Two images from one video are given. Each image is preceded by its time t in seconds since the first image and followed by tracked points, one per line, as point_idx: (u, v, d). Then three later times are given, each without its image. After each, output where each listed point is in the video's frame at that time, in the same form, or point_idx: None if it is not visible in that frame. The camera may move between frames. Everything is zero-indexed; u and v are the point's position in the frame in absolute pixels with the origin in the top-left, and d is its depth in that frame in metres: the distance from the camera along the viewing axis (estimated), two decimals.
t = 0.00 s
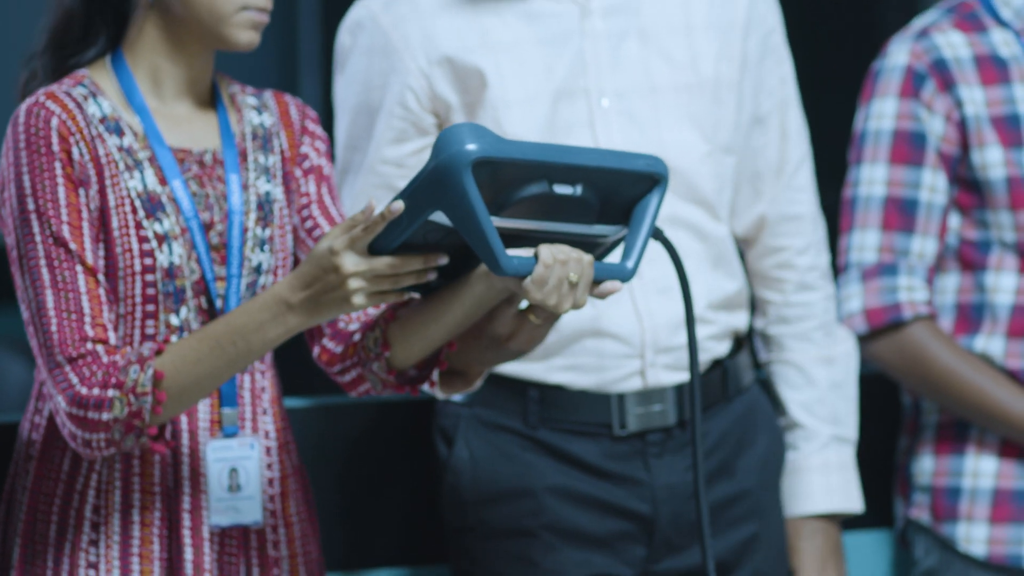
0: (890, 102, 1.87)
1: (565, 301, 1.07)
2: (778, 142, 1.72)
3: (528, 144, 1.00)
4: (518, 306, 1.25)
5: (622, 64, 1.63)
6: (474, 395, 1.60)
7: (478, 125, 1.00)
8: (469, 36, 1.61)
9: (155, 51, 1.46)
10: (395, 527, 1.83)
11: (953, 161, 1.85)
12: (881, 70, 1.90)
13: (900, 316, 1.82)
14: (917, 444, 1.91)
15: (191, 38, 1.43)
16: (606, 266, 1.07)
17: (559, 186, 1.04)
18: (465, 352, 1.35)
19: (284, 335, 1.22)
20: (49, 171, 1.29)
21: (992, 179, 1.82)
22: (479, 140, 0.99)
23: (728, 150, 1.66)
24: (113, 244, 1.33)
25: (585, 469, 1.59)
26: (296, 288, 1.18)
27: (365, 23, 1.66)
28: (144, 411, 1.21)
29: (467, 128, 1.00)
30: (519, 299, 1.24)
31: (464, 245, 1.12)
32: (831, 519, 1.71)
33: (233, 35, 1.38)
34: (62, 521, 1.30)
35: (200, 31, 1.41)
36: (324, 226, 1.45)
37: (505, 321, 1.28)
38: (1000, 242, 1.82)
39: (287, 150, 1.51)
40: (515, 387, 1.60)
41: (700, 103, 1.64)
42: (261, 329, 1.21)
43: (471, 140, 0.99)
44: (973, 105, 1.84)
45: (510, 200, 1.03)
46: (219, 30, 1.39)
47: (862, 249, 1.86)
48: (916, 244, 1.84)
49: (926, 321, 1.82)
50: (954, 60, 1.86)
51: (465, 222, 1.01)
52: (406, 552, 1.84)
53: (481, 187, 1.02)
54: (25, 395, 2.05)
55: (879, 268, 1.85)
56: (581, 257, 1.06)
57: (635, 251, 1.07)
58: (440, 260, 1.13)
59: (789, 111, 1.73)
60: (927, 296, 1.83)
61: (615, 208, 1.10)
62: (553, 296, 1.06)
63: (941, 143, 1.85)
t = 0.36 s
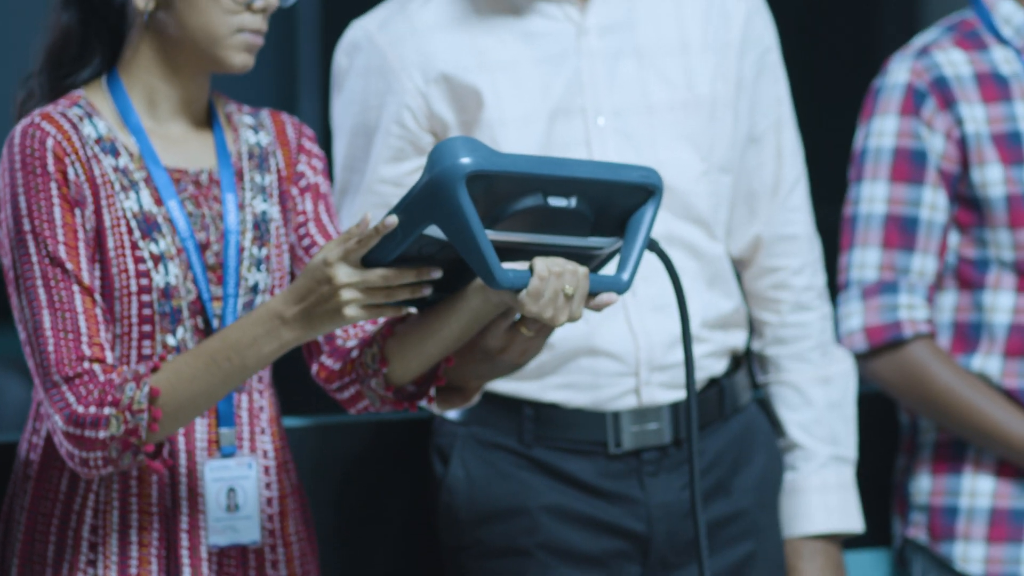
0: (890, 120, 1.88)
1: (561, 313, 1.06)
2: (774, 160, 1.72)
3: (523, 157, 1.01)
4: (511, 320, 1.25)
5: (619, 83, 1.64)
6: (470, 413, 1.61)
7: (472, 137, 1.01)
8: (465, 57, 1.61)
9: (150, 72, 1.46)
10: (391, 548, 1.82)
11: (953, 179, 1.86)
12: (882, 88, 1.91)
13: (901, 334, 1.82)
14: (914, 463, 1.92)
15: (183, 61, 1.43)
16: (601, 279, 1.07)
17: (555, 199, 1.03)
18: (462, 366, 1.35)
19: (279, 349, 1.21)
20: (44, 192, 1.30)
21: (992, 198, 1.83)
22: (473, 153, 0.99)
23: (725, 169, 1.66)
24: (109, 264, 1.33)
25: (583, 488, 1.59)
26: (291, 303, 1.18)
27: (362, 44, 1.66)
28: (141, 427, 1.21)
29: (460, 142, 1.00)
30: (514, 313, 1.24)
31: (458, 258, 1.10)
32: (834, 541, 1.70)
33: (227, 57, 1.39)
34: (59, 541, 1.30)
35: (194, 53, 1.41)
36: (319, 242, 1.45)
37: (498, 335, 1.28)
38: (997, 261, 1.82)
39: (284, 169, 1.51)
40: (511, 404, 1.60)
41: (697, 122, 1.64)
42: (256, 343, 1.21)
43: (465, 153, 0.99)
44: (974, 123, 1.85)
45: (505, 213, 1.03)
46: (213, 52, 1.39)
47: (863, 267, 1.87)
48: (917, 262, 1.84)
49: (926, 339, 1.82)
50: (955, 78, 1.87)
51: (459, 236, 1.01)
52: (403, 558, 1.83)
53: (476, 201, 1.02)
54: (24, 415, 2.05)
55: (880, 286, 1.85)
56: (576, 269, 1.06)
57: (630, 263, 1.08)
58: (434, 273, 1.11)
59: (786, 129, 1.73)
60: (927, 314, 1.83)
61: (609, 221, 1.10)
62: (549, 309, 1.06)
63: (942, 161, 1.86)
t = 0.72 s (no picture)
0: (897, 133, 1.86)
1: (565, 317, 1.06)
2: (767, 167, 1.70)
3: (524, 161, 1.01)
4: (513, 328, 1.26)
5: (615, 97, 1.61)
6: (470, 426, 1.61)
7: (476, 143, 1.02)
8: (459, 74, 1.58)
9: (152, 84, 1.46)
10: (391, 561, 1.81)
11: (961, 191, 1.85)
12: (888, 101, 1.90)
13: (916, 347, 1.79)
14: (918, 477, 1.92)
15: (187, 73, 1.44)
16: (605, 284, 1.08)
17: (557, 204, 1.04)
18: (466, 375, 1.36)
19: (281, 331, 1.19)
20: (49, 203, 1.29)
21: (996, 210, 1.82)
22: (477, 159, 1.00)
23: (721, 179, 1.64)
24: (112, 277, 1.33)
25: (584, 500, 1.58)
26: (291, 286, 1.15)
27: (356, 65, 1.63)
28: (155, 423, 1.20)
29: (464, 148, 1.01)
30: (517, 322, 1.25)
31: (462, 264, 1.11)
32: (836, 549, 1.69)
33: (230, 71, 1.39)
34: (64, 553, 1.30)
35: (197, 67, 1.41)
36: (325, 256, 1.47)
37: (500, 344, 1.28)
38: (1002, 273, 1.82)
39: (286, 181, 1.52)
40: (512, 418, 1.60)
41: (695, 133, 1.61)
42: (260, 326, 1.19)
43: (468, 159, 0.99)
44: (979, 134, 1.85)
45: (507, 218, 1.04)
46: (216, 66, 1.40)
47: (875, 280, 1.85)
48: (929, 275, 1.83)
49: (935, 359, 1.80)
50: (960, 90, 1.86)
51: (463, 242, 1.01)
52: (402, 564, 1.82)
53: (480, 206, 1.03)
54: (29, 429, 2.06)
55: (894, 299, 1.83)
56: (579, 274, 1.07)
57: (633, 269, 1.08)
58: (411, 298, 1.11)
59: (777, 137, 1.71)
60: (941, 326, 1.81)
61: (612, 227, 1.11)
62: (553, 314, 1.05)
63: (950, 173, 1.84)
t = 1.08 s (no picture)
0: (900, 147, 1.78)
1: (565, 325, 1.08)
2: (764, 181, 1.70)
3: (526, 169, 1.02)
4: (514, 337, 1.28)
5: (616, 109, 1.60)
6: (474, 438, 1.62)
7: (477, 149, 1.03)
8: (460, 87, 1.58)
9: (156, 95, 1.47)
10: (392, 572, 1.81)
11: (964, 209, 1.77)
12: (892, 113, 1.81)
13: (904, 366, 1.74)
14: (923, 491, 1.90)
15: (191, 86, 1.45)
16: (607, 293, 1.09)
17: (559, 212, 1.05)
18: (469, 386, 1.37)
19: (314, 228, 1.23)
20: (66, 197, 1.32)
21: (1003, 226, 1.74)
22: (478, 165, 1.02)
23: (722, 190, 1.63)
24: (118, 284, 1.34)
25: (587, 511, 1.58)
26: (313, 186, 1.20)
27: (356, 78, 1.62)
28: (212, 354, 1.22)
29: (466, 154, 1.03)
30: (517, 331, 1.27)
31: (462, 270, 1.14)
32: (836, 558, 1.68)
33: (234, 86, 1.40)
34: (69, 559, 1.35)
35: (201, 81, 1.43)
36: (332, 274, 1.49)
37: (501, 353, 1.30)
38: (1009, 286, 1.74)
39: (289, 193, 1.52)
40: (516, 429, 1.60)
41: (696, 144, 1.61)
42: (291, 231, 1.22)
43: (471, 165, 1.01)
44: (986, 151, 1.76)
45: (507, 226, 1.05)
46: (219, 81, 1.41)
47: (871, 296, 1.77)
48: (924, 293, 1.75)
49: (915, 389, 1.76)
50: (967, 104, 1.78)
51: (465, 247, 1.03)
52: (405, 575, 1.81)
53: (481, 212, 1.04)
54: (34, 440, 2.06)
55: (888, 316, 1.76)
56: (579, 282, 1.07)
57: (634, 278, 1.09)
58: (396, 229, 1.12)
59: (776, 151, 1.71)
60: (933, 346, 1.74)
61: (614, 235, 1.12)
62: (553, 319, 1.07)
63: (952, 190, 1.76)
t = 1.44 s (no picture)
0: (896, 170, 1.77)
1: (568, 341, 1.09)
2: (762, 201, 1.71)
3: (527, 186, 1.04)
4: (517, 354, 1.30)
5: (612, 130, 1.61)
6: (473, 459, 1.62)
7: (479, 166, 1.05)
8: (459, 109, 1.59)
9: (161, 116, 1.48)
10: None
11: (957, 234, 1.76)
12: (889, 134, 1.81)
13: (890, 389, 1.76)
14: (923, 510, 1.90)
15: (197, 106, 1.46)
16: (608, 309, 1.11)
17: (560, 229, 1.07)
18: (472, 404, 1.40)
19: (356, 272, 1.29)
20: (76, 216, 1.33)
21: (1000, 252, 1.72)
22: (479, 183, 1.03)
23: (720, 210, 1.64)
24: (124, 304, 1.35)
25: (587, 532, 1.58)
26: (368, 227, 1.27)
27: (354, 100, 1.61)
28: (241, 380, 1.26)
29: (467, 171, 1.04)
30: (519, 348, 1.29)
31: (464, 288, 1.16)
32: None
33: (240, 106, 1.42)
34: None
35: (208, 102, 1.44)
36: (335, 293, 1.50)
37: (503, 370, 1.33)
38: (1005, 308, 1.73)
39: (291, 214, 1.53)
40: (515, 450, 1.60)
41: (692, 163, 1.62)
42: (334, 269, 1.29)
43: (472, 183, 1.03)
44: (981, 177, 1.75)
45: (511, 242, 1.07)
46: (225, 102, 1.43)
47: (861, 316, 1.78)
48: (913, 315, 1.76)
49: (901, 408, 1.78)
50: (965, 129, 1.77)
51: (466, 264, 1.05)
52: None
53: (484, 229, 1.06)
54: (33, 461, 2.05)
55: (875, 337, 1.77)
56: (581, 298, 1.09)
57: (635, 294, 1.11)
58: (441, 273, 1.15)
59: (772, 169, 1.72)
60: (920, 369, 1.76)
61: (614, 251, 1.14)
62: (556, 336, 1.08)
63: (944, 215, 1.76)
